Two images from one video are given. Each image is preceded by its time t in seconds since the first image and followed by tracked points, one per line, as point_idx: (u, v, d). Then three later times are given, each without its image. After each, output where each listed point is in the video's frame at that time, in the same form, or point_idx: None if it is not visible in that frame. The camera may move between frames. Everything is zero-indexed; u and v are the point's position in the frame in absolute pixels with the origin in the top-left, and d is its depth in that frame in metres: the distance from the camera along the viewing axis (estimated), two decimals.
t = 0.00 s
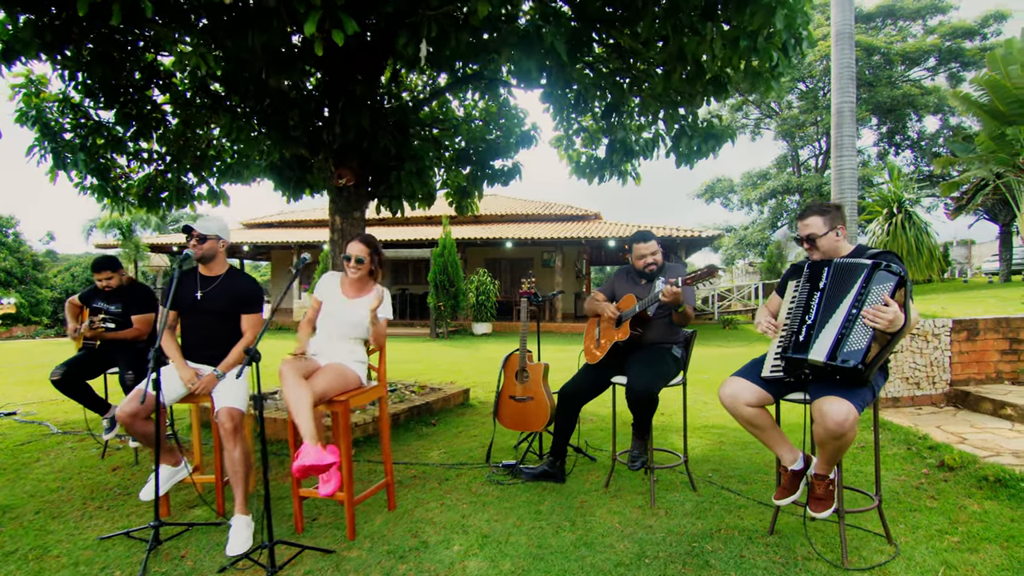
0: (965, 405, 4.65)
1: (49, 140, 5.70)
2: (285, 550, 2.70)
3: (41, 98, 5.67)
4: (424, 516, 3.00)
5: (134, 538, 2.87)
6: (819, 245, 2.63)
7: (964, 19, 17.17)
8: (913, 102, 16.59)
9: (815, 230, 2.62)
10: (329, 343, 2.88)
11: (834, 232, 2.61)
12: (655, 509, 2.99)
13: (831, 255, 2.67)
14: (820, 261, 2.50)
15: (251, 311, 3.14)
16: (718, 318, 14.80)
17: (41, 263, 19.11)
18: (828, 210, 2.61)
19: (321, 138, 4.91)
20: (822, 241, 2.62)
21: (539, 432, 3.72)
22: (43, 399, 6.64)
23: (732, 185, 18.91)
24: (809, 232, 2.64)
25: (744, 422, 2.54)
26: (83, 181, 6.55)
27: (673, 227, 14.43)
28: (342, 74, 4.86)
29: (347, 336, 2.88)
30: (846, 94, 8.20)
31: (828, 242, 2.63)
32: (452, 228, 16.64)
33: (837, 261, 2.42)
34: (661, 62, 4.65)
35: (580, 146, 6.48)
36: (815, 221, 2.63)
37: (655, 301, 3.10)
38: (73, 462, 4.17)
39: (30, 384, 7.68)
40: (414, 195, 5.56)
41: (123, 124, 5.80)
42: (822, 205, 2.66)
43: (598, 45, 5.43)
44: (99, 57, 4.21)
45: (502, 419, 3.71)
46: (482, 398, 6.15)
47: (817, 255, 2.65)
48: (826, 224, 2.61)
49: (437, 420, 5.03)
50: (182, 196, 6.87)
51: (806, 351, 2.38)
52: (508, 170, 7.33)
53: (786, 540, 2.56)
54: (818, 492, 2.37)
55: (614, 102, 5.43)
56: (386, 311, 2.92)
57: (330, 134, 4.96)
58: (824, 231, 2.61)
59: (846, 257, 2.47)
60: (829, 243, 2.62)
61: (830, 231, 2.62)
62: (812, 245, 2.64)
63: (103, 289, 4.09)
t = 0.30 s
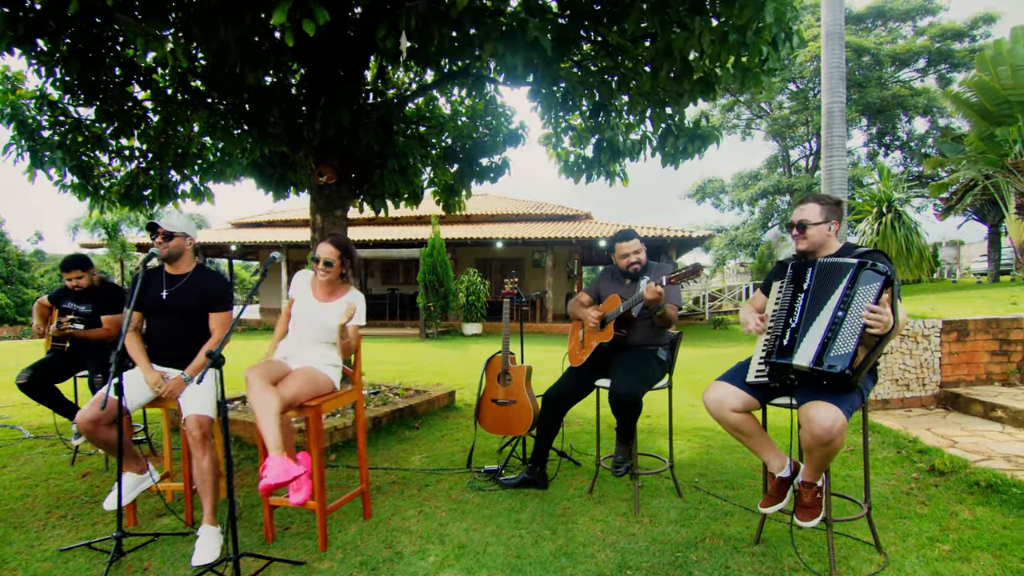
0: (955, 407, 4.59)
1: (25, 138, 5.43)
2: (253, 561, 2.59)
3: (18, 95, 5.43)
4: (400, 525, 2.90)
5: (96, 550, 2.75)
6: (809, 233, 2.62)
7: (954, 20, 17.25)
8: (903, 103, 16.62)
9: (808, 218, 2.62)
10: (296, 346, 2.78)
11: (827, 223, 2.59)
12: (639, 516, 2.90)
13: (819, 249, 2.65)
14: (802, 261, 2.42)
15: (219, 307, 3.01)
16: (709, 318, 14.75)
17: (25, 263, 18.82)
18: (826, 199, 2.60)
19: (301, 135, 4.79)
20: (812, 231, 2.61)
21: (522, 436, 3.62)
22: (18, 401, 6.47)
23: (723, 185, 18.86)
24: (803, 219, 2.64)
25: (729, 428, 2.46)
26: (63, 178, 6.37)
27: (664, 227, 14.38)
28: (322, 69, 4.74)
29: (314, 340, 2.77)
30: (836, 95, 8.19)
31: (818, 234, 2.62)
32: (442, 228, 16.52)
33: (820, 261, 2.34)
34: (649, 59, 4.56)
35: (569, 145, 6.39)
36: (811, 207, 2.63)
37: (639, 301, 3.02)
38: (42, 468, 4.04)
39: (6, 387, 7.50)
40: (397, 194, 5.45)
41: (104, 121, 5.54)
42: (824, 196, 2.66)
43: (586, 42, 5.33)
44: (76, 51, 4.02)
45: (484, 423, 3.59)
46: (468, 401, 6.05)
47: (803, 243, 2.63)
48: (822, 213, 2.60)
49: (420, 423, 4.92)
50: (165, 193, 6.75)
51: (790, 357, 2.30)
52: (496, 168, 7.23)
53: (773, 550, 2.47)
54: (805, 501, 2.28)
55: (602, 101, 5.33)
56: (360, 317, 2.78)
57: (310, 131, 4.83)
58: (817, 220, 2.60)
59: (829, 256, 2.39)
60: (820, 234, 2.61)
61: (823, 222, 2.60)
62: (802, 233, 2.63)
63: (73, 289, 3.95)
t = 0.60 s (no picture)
0: (948, 409, 4.53)
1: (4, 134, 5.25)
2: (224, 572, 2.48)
3: None
4: (378, 533, 2.80)
5: (61, 560, 2.64)
6: (799, 230, 2.56)
7: (946, 21, 17.29)
8: (896, 104, 16.61)
9: (800, 213, 2.56)
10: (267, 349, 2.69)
11: (818, 219, 2.53)
12: (625, 522, 2.82)
13: (810, 246, 2.59)
14: (792, 260, 2.34)
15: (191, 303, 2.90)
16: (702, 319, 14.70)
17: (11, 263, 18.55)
18: (818, 194, 2.54)
19: (284, 132, 4.68)
20: (804, 227, 2.55)
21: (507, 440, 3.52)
22: None
23: (716, 185, 18.82)
24: (794, 214, 2.57)
25: (717, 432, 2.37)
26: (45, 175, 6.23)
27: (657, 227, 14.33)
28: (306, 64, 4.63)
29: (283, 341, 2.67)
30: (829, 95, 8.16)
31: (809, 230, 2.56)
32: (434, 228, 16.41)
33: (811, 260, 2.26)
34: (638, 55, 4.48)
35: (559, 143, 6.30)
36: (802, 203, 2.56)
37: (625, 301, 2.94)
38: (13, 473, 3.91)
39: None
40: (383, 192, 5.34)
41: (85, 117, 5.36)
42: (816, 191, 2.59)
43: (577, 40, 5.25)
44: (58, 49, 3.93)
45: (468, 426, 3.49)
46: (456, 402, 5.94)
47: (794, 239, 2.57)
48: (814, 209, 2.53)
49: (405, 426, 4.82)
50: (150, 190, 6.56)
51: (779, 360, 2.21)
52: (486, 167, 7.11)
53: (762, 559, 2.39)
54: (795, 508, 2.20)
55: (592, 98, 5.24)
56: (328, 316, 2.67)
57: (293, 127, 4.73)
58: (809, 216, 2.54)
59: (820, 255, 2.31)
60: (811, 230, 2.54)
61: (815, 218, 2.54)
62: (793, 230, 2.57)
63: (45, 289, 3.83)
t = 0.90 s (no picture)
0: (936, 410, 4.49)
1: None
2: None
3: None
4: (353, 542, 2.70)
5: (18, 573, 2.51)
6: (794, 236, 2.46)
7: (933, 23, 17.39)
8: (883, 105, 16.67)
9: (790, 219, 2.45)
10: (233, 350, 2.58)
11: (810, 221, 2.45)
12: (609, 528, 2.74)
13: (807, 248, 2.49)
14: (783, 258, 2.27)
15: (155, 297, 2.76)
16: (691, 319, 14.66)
17: None
18: (805, 196, 2.45)
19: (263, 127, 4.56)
20: (797, 232, 2.45)
21: (491, 443, 3.42)
22: None
23: (705, 186, 18.80)
24: (784, 222, 2.47)
25: (702, 436, 2.30)
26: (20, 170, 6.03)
27: (647, 226, 14.31)
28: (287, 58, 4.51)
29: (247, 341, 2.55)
30: (818, 95, 8.14)
31: (805, 233, 2.46)
32: (422, 227, 16.27)
33: (804, 257, 2.18)
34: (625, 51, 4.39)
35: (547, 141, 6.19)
36: (790, 207, 2.46)
37: (608, 301, 2.87)
38: None
39: None
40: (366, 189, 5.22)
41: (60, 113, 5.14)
42: (799, 191, 2.50)
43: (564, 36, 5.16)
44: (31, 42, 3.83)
45: (450, 428, 3.39)
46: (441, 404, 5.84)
47: (790, 245, 2.47)
48: (803, 212, 2.45)
49: (388, 428, 4.71)
50: (129, 187, 6.36)
51: (767, 361, 2.13)
52: (472, 165, 7.03)
53: (750, 566, 2.32)
54: (783, 515, 2.13)
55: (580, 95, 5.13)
56: (293, 313, 2.56)
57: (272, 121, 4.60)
58: (799, 220, 2.44)
59: (812, 253, 2.25)
60: (804, 233, 2.45)
61: (806, 220, 2.45)
62: (787, 236, 2.47)
63: (11, 288, 3.69)
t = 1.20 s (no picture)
0: (922, 410, 4.45)
1: None
2: None
3: None
4: (323, 552, 2.58)
5: None
6: (784, 239, 2.38)
7: (916, 25, 17.52)
8: (867, 105, 16.76)
9: (778, 223, 2.38)
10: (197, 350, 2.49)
11: (798, 221, 2.37)
12: (591, 535, 2.64)
13: (794, 246, 2.44)
14: (774, 254, 2.18)
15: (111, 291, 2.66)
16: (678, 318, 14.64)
17: None
18: (790, 197, 2.36)
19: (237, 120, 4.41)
20: (786, 234, 2.38)
21: (470, 446, 3.30)
22: None
23: (692, 185, 18.79)
24: (771, 226, 2.39)
25: (686, 439, 2.21)
26: None
27: (633, 225, 14.25)
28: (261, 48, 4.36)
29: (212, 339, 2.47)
30: (804, 94, 8.13)
31: (792, 234, 2.40)
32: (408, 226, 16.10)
33: (795, 254, 2.10)
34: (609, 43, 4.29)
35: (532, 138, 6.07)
36: (776, 209, 2.38)
37: (589, 299, 2.78)
38: None
39: None
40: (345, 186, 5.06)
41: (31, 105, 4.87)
42: (785, 190, 2.40)
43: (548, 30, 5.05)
44: None
45: (428, 430, 3.27)
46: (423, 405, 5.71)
47: (780, 248, 2.40)
48: (789, 213, 2.37)
49: (367, 431, 4.58)
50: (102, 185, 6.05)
51: (755, 362, 2.05)
52: (455, 163, 6.89)
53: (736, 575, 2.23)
54: (769, 522, 2.04)
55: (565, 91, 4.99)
56: (257, 301, 2.48)
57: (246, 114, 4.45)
58: (787, 222, 2.37)
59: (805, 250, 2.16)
60: (793, 234, 2.38)
61: (794, 220, 2.38)
62: (777, 240, 2.40)
63: None
